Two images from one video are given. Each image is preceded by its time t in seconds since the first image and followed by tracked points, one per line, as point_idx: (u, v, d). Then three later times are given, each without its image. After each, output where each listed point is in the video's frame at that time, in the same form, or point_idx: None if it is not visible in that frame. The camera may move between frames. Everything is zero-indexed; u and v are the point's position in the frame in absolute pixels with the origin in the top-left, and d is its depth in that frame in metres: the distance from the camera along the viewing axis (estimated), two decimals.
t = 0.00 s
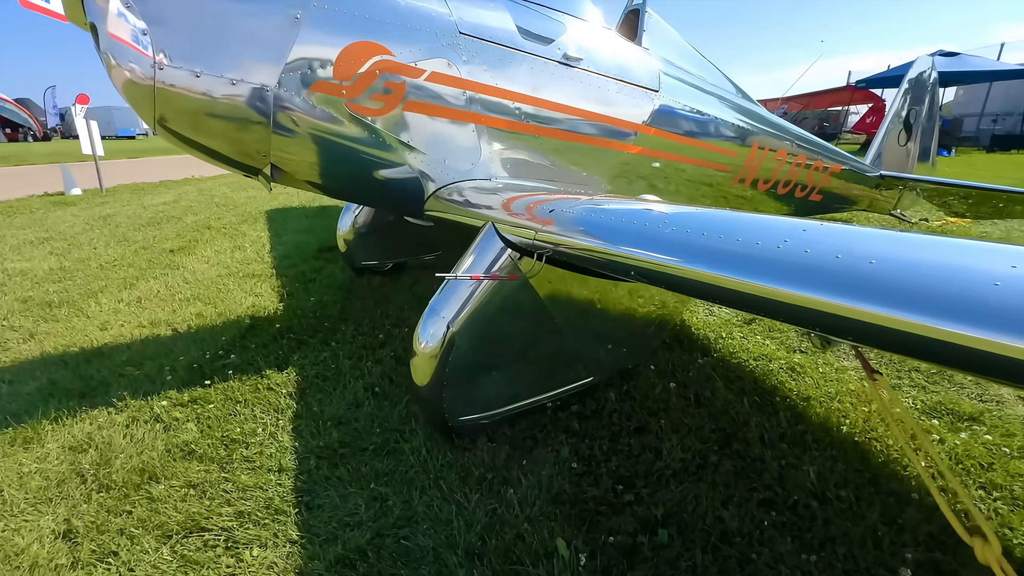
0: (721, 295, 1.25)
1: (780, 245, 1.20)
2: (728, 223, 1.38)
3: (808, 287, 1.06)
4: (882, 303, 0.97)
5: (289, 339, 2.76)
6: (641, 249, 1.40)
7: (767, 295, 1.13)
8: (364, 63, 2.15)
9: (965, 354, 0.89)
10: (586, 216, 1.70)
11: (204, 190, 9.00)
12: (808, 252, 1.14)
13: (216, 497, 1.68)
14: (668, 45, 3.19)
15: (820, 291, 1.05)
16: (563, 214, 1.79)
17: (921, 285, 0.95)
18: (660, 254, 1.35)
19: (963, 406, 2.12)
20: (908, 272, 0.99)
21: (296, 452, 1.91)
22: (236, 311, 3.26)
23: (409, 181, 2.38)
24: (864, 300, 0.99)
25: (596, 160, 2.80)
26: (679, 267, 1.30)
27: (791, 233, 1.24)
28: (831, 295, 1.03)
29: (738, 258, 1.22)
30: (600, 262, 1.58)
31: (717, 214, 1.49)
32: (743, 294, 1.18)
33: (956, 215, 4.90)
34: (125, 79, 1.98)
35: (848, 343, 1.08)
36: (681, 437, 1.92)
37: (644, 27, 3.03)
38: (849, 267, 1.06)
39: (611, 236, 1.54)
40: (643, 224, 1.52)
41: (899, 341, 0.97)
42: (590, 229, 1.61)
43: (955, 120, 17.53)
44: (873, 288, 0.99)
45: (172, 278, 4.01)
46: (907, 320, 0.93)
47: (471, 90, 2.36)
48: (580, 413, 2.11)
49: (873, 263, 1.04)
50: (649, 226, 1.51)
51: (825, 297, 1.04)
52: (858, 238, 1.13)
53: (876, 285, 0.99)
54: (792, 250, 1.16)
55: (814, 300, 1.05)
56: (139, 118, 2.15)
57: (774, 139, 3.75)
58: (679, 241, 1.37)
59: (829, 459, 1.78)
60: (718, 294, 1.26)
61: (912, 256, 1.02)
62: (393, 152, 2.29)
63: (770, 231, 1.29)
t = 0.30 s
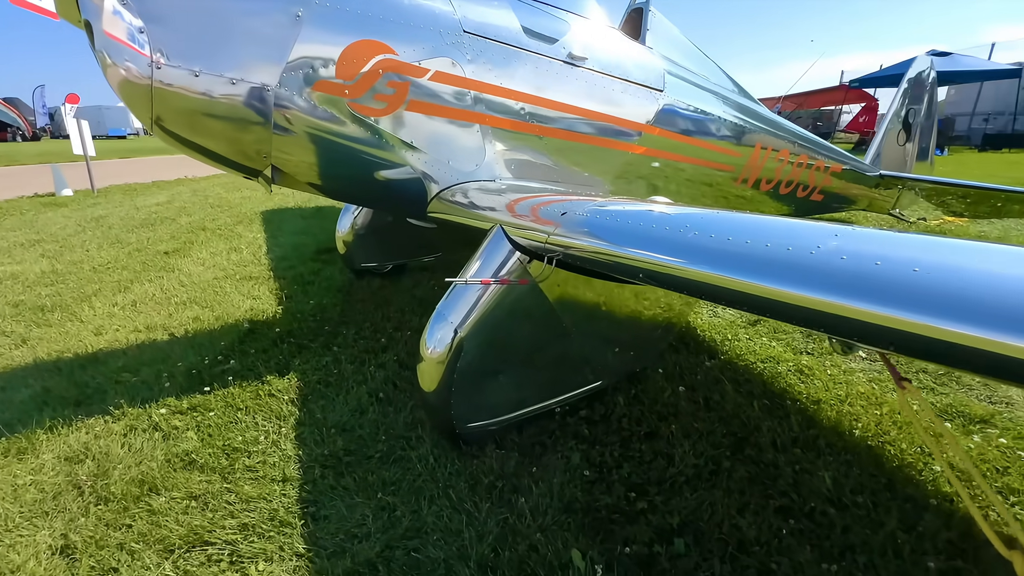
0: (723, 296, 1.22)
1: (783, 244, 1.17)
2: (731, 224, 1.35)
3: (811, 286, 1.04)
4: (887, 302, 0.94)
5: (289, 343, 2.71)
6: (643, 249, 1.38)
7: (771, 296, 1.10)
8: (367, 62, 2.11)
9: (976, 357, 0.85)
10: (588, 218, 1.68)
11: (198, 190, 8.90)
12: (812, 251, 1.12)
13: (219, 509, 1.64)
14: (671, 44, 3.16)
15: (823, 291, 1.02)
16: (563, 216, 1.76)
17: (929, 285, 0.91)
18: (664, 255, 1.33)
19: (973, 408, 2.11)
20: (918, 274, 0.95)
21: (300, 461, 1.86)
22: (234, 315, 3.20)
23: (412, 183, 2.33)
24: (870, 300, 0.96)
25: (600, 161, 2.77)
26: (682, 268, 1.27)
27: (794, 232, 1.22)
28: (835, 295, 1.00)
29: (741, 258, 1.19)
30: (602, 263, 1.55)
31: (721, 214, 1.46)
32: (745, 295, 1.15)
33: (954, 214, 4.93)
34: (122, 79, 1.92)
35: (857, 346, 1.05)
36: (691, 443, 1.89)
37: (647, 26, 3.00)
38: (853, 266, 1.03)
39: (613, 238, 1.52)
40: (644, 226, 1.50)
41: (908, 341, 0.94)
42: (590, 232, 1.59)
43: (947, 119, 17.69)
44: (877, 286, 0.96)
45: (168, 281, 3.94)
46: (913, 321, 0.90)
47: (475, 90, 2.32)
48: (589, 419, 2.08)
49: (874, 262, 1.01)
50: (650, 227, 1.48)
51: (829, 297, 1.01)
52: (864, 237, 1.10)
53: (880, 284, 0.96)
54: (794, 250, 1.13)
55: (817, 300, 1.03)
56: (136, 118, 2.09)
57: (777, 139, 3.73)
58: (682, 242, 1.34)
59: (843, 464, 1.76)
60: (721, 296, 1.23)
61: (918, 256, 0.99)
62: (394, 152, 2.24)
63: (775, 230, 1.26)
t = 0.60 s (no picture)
0: (759, 310, 1.19)
1: (816, 256, 1.15)
2: (760, 236, 1.32)
3: (860, 303, 1.01)
4: (945, 321, 0.91)
5: (290, 351, 2.65)
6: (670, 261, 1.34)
7: (815, 311, 1.07)
8: (371, 64, 2.06)
9: None
10: (601, 226, 1.65)
11: (189, 192, 8.76)
12: (854, 265, 1.09)
13: (224, 528, 1.58)
14: (675, 44, 3.12)
15: (873, 308, 0.99)
16: (580, 223, 1.72)
17: (962, 300, 0.92)
18: (694, 268, 1.29)
19: (986, 413, 2.09)
20: (974, 292, 0.93)
21: (306, 475, 1.81)
22: (232, 322, 3.13)
23: (415, 186, 2.28)
24: (914, 316, 0.94)
25: (606, 163, 2.74)
26: (715, 281, 1.24)
27: (830, 244, 1.19)
28: (886, 313, 0.97)
29: (778, 271, 1.16)
30: (624, 274, 1.51)
31: (746, 224, 1.44)
32: (785, 310, 1.12)
33: (951, 214, 4.96)
34: (118, 81, 1.86)
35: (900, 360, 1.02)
36: (707, 451, 1.86)
37: (652, 27, 2.97)
38: (901, 281, 1.01)
39: (636, 247, 1.48)
40: (668, 236, 1.47)
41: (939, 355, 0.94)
42: (611, 242, 1.55)
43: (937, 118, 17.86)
44: (931, 305, 0.94)
45: (162, 286, 3.86)
46: (979, 342, 0.87)
47: (481, 92, 2.28)
48: (600, 428, 2.04)
49: (924, 278, 0.99)
50: (675, 238, 1.45)
51: (879, 314, 0.98)
52: (907, 250, 1.08)
53: (936, 301, 0.94)
54: (835, 263, 1.11)
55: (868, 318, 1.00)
56: (133, 122, 2.03)
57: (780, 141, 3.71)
58: (711, 253, 1.31)
59: (862, 474, 1.73)
60: (757, 310, 1.20)
61: (970, 273, 0.97)
62: (396, 156, 2.19)
63: (808, 242, 1.23)
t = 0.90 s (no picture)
0: (791, 327, 1.17)
1: (847, 272, 1.14)
2: (785, 248, 1.30)
3: (901, 324, 0.99)
4: (990, 343, 0.90)
5: (292, 360, 2.61)
6: (695, 274, 1.32)
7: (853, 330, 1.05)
8: (376, 69, 2.02)
9: None
10: (614, 236, 1.63)
11: (184, 195, 8.68)
12: (889, 282, 1.08)
13: (231, 546, 1.55)
14: (679, 47, 3.10)
15: (916, 328, 0.98)
16: (593, 232, 1.69)
17: (1004, 321, 0.91)
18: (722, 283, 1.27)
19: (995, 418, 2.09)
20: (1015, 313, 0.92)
21: (312, 489, 1.77)
22: (231, 329, 3.08)
23: (416, 192, 2.24)
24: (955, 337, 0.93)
25: (611, 167, 2.72)
26: (745, 297, 1.22)
27: (859, 259, 1.18)
28: (930, 334, 0.96)
29: (811, 288, 1.14)
30: (644, 286, 1.49)
31: (768, 234, 1.42)
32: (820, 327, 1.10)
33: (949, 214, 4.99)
34: (117, 89, 1.82)
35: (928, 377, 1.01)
36: (719, 461, 1.84)
37: (655, 30, 2.95)
38: (941, 301, 0.99)
39: (656, 259, 1.45)
40: (688, 247, 1.44)
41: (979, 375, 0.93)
42: (628, 252, 1.52)
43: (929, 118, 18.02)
44: (972, 325, 0.93)
45: (159, 292, 3.80)
46: None
47: (486, 97, 2.25)
48: (610, 437, 2.02)
49: (964, 298, 0.98)
50: (695, 249, 1.42)
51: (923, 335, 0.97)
52: (942, 268, 1.07)
53: (978, 324, 0.93)
54: (870, 280, 1.09)
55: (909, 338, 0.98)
56: (133, 129, 1.99)
57: (783, 144, 3.71)
58: (737, 267, 1.29)
59: (876, 483, 1.72)
60: (788, 326, 1.18)
61: (1011, 293, 0.95)
62: (397, 161, 2.15)
63: (836, 256, 1.22)
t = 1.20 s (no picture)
0: (829, 351, 1.18)
1: (883, 295, 1.15)
2: (814, 268, 1.31)
3: (954, 354, 1.00)
4: None
5: (296, 372, 2.58)
6: (724, 297, 1.32)
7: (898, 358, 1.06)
8: (382, 79, 2.00)
9: None
10: (632, 251, 1.62)
11: (177, 200, 8.58)
12: (927, 307, 1.09)
13: (242, 571, 1.52)
14: (682, 54, 3.10)
15: (967, 359, 0.99)
16: (610, 247, 1.67)
17: None
18: (755, 307, 1.27)
19: (1004, 425, 2.10)
20: None
21: (322, 508, 1.74)
22: (231, 340, 3.04)
23: (420, 202, 2.21)
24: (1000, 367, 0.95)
25: (617, 175, 2.70)
26: (782, 321, 1.22)
27: (892, 281, 1.19)
28: (981, 364, 0.97)
29: (849, 313, 1.14)
30: (669, 304, 1.48)
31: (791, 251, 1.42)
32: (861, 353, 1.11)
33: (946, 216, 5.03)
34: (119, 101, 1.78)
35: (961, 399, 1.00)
36: (734, 473, 1.83)
37: (659, 37, 2.95)
38: (986, 328, 1.00)
39: (681, 278, 1.44)
40: (712, 266, 1.43)
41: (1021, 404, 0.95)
42: (651, 270, 1.50)
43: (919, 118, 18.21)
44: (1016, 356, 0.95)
45: (156, 302, 3.74)
46: None
47: (493, 106, 2.23)
48: (622, 449, 2.00)
49: (1009, 327, 0.99)
50: (721, 268, 1.41)
51: (974, 366, 0.98)
52: (978, 293, 1.09)
53: None
54: (908, 305, 1.10)
55: (962, 369, 0.99)
56: (134, 141, 1.95)
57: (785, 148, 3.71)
58: (768, 289, 1.29)
59: (891, 494, 1.72)
60: (827, 350, 1.19)
61: None
62: (400, 171, 2.11)
63: (867, 277, 1.22)
